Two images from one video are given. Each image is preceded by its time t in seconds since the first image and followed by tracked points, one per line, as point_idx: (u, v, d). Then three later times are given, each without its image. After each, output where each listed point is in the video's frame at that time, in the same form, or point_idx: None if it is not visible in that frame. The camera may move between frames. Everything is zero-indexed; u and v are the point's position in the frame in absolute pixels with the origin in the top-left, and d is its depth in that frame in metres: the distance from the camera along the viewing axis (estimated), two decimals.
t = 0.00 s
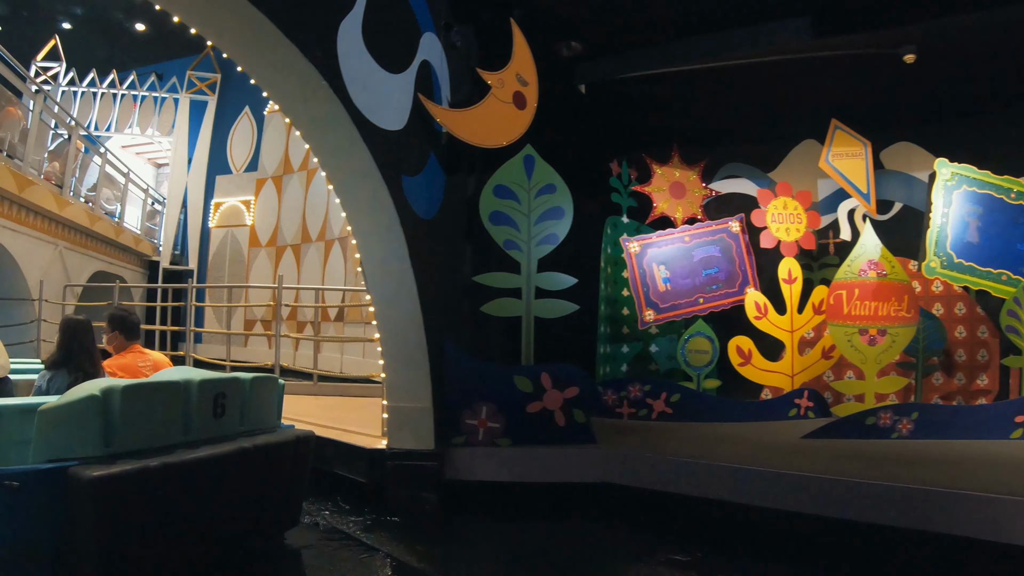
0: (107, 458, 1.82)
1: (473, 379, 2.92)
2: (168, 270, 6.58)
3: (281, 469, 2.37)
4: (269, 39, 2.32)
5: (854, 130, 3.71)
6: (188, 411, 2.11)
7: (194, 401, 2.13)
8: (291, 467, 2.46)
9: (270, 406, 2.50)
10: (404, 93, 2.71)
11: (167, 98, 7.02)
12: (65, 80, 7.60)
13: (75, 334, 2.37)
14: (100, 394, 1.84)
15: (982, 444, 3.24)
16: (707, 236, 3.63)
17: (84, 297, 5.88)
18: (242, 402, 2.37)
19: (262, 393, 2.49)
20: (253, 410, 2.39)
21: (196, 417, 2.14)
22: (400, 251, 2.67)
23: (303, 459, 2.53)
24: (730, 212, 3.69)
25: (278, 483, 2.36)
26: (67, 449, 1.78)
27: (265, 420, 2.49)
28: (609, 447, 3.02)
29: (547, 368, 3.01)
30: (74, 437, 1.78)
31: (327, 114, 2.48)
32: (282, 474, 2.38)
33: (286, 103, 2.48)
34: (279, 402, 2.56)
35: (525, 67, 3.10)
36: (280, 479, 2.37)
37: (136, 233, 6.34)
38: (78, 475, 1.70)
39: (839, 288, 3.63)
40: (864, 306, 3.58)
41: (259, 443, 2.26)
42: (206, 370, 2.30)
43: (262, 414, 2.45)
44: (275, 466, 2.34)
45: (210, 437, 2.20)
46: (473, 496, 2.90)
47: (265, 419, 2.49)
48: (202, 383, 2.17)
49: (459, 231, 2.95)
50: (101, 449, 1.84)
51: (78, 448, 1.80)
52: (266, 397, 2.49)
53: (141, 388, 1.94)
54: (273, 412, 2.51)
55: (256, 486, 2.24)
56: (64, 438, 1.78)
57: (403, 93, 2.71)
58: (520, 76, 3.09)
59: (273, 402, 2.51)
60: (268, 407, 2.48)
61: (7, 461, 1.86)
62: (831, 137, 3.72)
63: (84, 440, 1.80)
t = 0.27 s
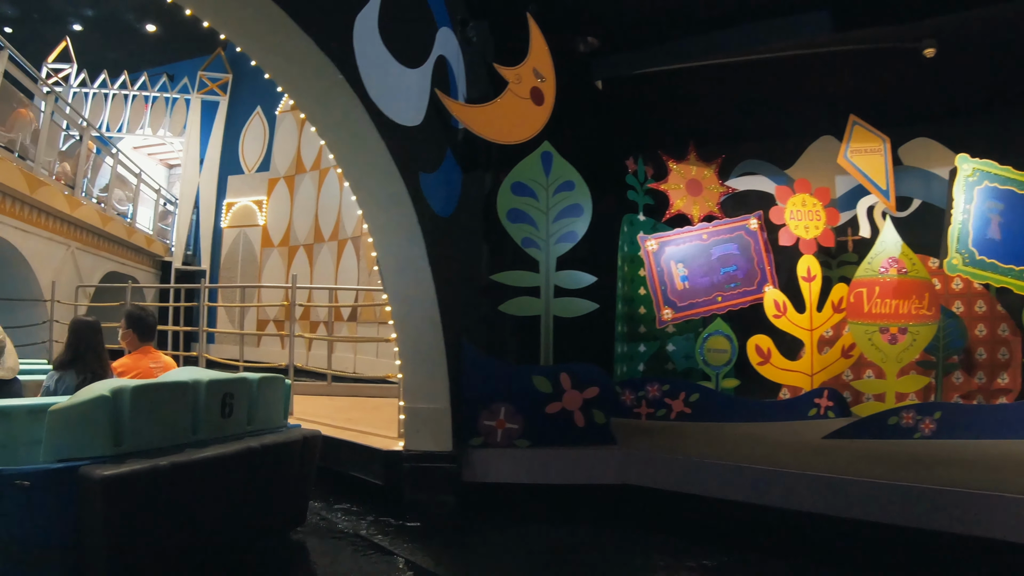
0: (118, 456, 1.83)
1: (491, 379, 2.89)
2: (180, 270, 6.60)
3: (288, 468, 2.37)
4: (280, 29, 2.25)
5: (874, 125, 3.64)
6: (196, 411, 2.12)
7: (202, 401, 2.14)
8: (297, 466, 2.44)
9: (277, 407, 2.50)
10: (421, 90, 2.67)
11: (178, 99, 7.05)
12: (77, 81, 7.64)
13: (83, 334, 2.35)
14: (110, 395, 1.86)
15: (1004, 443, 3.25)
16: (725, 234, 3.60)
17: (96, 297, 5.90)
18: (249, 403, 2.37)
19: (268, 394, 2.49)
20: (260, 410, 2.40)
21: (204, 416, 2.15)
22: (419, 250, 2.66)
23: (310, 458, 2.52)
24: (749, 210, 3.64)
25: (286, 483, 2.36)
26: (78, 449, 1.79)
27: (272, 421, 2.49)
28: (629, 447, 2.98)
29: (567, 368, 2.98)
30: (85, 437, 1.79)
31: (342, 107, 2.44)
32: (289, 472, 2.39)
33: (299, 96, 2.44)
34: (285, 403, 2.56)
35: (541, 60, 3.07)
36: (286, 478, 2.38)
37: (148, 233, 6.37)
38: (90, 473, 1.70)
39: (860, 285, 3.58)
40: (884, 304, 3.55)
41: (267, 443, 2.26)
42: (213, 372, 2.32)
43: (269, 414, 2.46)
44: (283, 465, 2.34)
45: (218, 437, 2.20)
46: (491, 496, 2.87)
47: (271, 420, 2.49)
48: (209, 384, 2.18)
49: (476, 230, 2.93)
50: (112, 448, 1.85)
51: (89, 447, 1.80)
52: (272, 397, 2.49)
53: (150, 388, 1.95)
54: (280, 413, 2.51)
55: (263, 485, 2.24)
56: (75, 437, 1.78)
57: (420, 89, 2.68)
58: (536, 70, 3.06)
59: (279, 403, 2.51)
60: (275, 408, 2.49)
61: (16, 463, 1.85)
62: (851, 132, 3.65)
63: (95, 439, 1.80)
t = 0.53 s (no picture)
0: (125, 455, 1.82)
1: (508, 380, 2.86)
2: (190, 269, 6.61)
3: (294, 467, 2.37)
4: (307, 33, 2.17)
5: (889, 121, 3.59)
6: (202, 410, 2.11)
7: (208, 400, 2.12)
8: (300, 467, 2.42)
9: (281, 406, 2.49)
10: (437, 83, 2.63)
11: (188, 97, 7.07)
12: (86, 81, 7.65)
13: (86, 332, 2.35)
14: (118, 395, 1.86)
15: None
16: (741, 231, 3.56)
17: (107, 296, 5.92)
18: (254, 401, 2.36)
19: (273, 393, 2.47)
20: (265, 409, 2.39)
21: (210, 416, 2.13)
22: (436, 248, 2.57)
23: (314, 458, 2.51)
24: (765, 207, 3.61)
25: (290, 482, 2.35)
26: (86, 447, 1.78)
27: (277, 419, 2.48)
28: (649, 449, 2.93)
29: (584, 368, 2.93)
30: (92, 435, 1.78)
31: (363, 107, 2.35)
32: (294, 471, 2.38)
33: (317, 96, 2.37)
34: (289, 401, 2.55)
35: (557, 55, 3.04)
36: (293, 478, 2.37)
37: (158, 233, 6.38)
38: (98, 472, 1.70)
39: (879, 284, 3.53)
40: (903, 303, 3.48)
41: (273, 441, 2.25)
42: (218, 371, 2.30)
43: (274, 413, 2.45)
44: (288, 463, 2.33)
45: (224, 435, 2.19)
46: (508, 498, 2.83)
47: (277, 418, 2.48)
48: (216, 383, 2.17)
49: (491, 228, 2.89)
50: (119, 447, 1.84)
51: (96, 446, 1.79)
52: (277, 396, 2.48)
53: (158, 388, 1.94)
54: (284, 412, 2.50)
55: (269, 485, 2.23)
56: (82, 436, 1.77)
57: (436, 84, 2.63)
58: (553, 66, 3.03)
59: (284, 401, 2.50)
60: (279, 407, 2.48)
61: (21, 462, 1.81)
62: (867, 129, 3.61)
63: (102, 438, 1.80)
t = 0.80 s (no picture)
0: (127, 454, 1.82)
1: (522, 379, 2.82)
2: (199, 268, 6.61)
3: (294, 467, 2.35)
4: (326, 28, 2.14)
5: (904, 117, 3.53)
6: (205, 409, 2.09)
7: (211, 400, 2.10)
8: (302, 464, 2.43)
9: (285, 404, 2.47)
10: (450, 77, 2.59)
11: (195, 96, 7.06)
12: (92, 80, 7.60)
13: (87, 329, 2.32)
14: (120, 395, 1.85)
15: None
16: (756, 229, 3.52)
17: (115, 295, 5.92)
18: (257, 399, 2.33)
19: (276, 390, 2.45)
20: (268, 407, 2.36)
21: (213, 415, 2.11)
22: (452, 246, 2.54)
23: (314, 459, 2.50)
24: (779, 204, 3.57)
25: (291, 481, 2.33)
26: (89, 446, 1.78)
27: (280, 417, 2.45)
28: (665, 450, 2.88)
29: (600, 367, 2.90)
30: (94, 435, 1.78)
31: (381, 102, 2.32)
32: (295, 470, 2.36)
33: (330, 88, 2.32)
34: (293, 399, 2.52)
35: (571, 50, 3.00)
36: (293, 478, 2.35)
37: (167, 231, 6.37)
38: (99, 471, 1.70)
39: (895, 282, 3.49)
40: (920, 301, 3.45)
41: (275, 440, 2.23)
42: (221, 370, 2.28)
43: (277, 411, 2.42)
44: (288, 464, 2.30)
45: (227, 434, 2.17)
46: (522, 500, 2.79)
47: (280, 416, 2.45)
48: (218, 382, 2.14)
49: (505, 225, 2.85)
50: (122, 446, 1.84)
51: (98, 445, 1.79)
52: (280, 393, 2.46)
53: (159, 387, 1.92)
54: (288, 409, 2.48)
55: (270, 486, 2.22)
56: (85, 436, 1.76)
57: (449, 78, 2.60)
58: (567, 60, 3.00)
59: (288, 399, 2.48)
60: (283, 404, 2.45)
61: (23, 460, 1.80)
62: (881, 125, 3.56)
63: (104, 437, 1.79)
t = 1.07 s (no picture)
0: (132, 453, 1.82)
1: (536, 380, 2.79)
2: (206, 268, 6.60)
3: (293, 466, 2.37)
4: (341, 24, 2.11)
5: (918, 113, 3.48)
6: (207, 409, 2.09)
7: (213, 399, 2.10)
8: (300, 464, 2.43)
9: (284, 403, 2.47)
10: (463, 71, 2.56)
11: (202, 95, 7.06)
12: (99, 79, 7.58)
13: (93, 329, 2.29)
14: (125, 394, 1.84)
15: None
16: (769, 227, 3.49)
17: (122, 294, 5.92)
18: (257, 399, 2.33)
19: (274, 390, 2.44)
20: (268, 407, 2.36)
21: (215, 414, 2.11)
22: (467, 245, 2.50)
23: (313, 458, 2.52)
24: (792, 202, 3.54)
25: (287, 478, 2.34)
26: (94, 445, 1.78)
27: (279, 416, 2.45)
28: (682, 451, 2.85)
29: (615, 367, 2.88)
30: (99, 433, 1.78)
31: (395, 96, 2.29)
32: (292, 469, 2.37)
33: (343, 82, 2.30)
34: (291, 399, 2.52)
35: (586, 47, 2.99)
36: (292, 476, 2.38)
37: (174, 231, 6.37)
38: (106, 470, 1.70)
39: (910, 281, 3.45)
40: (935, 300, 3.40)
41: (275, 439, 2.24)
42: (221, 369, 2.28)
43: (276, 410, 2.42)
44: (286, 462, 2.33)
45: (228, 434, 2.17)
46: (536, 502, 2.76)
47: (279, 415, 2.45)
48: (220, 382, 2.14)
49: (518, 223, 2.81)
50: (127, 444, 1.84)
51: (103, 444, 1.79)
52: (279, 394, 2.46)
53: (162, 387, 1.93)
54: (286, 409, 2.48)
55: (268, 483, 2.23)
56: (90, 434, 1.76)
57: (463, 74, 2.56)
58: (581, 56, 2.97)
59: (287, 399, 2.48)
60: (282, 404, 2.46)
61: (26, 459, 1.78)
62: (896, 122, 3.50)
63: (109, 436, 1.79)
